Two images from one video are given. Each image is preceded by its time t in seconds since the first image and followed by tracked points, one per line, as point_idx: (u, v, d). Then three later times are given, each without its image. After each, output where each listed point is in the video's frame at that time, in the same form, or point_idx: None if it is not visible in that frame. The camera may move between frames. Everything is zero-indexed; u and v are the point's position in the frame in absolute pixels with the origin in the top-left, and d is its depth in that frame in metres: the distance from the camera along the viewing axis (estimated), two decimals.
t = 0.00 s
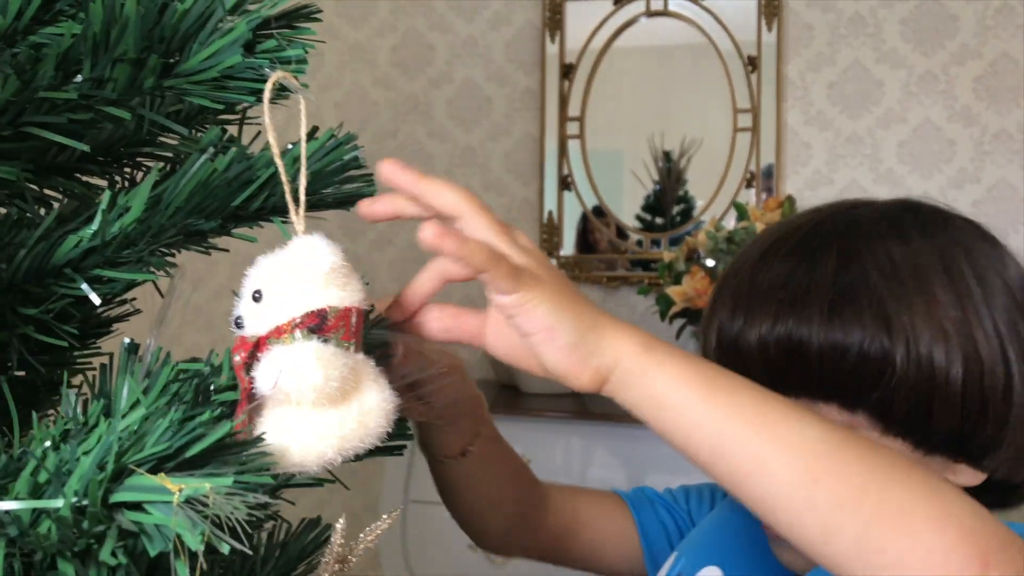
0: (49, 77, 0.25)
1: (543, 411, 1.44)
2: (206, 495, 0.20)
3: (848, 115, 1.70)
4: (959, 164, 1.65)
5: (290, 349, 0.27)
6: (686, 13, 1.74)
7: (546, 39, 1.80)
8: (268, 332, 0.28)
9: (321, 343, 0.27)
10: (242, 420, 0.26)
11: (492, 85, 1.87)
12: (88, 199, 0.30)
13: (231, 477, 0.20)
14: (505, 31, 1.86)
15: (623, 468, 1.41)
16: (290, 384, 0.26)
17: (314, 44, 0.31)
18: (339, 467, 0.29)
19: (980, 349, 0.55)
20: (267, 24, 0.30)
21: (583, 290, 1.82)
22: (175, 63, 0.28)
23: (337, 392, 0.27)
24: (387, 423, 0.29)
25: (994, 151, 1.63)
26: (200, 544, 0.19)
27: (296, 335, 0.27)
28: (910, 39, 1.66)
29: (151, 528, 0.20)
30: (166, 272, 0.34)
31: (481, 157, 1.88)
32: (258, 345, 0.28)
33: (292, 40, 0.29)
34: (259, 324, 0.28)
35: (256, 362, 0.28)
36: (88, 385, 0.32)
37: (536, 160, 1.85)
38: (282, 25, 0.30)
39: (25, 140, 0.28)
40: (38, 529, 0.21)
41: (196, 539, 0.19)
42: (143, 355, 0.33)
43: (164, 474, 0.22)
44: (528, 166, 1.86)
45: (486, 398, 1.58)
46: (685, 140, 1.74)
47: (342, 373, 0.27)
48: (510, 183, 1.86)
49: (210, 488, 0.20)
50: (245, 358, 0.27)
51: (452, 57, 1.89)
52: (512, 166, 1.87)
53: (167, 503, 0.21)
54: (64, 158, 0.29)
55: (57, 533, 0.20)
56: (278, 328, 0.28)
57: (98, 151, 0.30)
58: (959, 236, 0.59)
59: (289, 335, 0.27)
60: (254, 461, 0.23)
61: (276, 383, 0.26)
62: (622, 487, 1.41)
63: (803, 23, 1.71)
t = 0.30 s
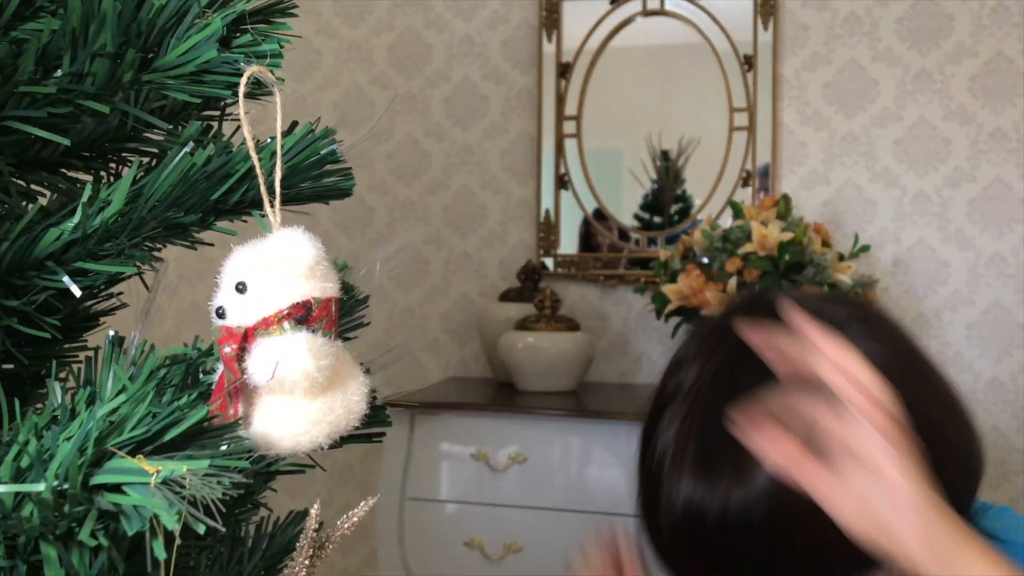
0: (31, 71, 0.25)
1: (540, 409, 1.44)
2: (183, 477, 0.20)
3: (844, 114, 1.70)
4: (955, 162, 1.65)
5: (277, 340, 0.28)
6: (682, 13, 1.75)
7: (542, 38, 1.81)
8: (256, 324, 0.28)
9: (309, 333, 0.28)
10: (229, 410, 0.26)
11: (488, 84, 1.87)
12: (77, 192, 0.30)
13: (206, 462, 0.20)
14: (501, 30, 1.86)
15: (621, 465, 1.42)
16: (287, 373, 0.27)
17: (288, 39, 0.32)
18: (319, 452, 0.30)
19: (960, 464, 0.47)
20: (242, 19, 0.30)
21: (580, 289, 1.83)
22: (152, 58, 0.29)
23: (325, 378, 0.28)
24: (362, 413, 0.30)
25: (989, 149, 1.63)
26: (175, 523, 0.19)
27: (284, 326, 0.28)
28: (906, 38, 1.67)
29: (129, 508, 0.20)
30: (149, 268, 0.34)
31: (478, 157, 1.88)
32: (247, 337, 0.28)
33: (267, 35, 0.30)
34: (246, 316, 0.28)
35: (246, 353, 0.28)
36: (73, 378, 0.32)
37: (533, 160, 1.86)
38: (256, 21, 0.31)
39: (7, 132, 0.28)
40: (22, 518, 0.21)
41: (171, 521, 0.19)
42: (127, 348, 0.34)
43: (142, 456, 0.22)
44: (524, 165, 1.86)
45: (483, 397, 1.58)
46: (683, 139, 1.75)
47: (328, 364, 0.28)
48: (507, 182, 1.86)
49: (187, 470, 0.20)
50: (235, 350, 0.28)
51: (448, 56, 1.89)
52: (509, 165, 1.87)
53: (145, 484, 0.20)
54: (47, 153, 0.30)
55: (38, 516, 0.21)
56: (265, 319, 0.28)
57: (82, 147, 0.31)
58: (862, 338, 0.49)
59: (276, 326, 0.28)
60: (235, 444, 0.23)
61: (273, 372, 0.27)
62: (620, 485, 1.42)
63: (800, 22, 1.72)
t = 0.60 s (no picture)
0: (43, 62, 0.27)
1: (538, 405, 1.45)
2: (192, 442, 0.21)
3: (841, 114, 1.71)
4: (951, 162, 1.66)
5: (278, 315, 0.28)
6: (681, 14, 1.76)
7: (542, 39, 1.82)
8: (258, 301, 0.29)
9: (308, 309, 0.29)
10: (232, 381, 0.27)
11: (488, 84, 1.88)
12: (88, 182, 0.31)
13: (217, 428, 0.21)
14: (501, 30, 1.87)
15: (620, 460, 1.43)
16: (284, 347, 0.27)
17: (292, 31, 0.33)
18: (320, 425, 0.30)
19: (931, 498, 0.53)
20: (248, 12, 0.31)
21: (579, 288, 1.84)
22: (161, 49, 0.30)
23: (324, 352, 0.28)
24: (362, 387, 0.30)
25: (985, 149, 1.64)
26: (185, 485, 0.21)
27: (284, 303, 0.29)
28: (903, 38, 1.68)
29: (142, 472, 0.21)
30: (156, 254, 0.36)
31: (478, 156, 1.89)
32: (249, 313, 0.29)
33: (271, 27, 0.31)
34: (249, 294, 0.28)
35: (248, 328, 0.29)
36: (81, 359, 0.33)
37: (532, 159, 1.87)
38: (261, 14, 0.32)
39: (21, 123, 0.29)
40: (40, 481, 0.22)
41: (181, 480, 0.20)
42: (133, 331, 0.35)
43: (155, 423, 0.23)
44: (524, 164, 1.87)
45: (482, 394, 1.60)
46: (683, 140, 1.76)
47: (329, 339, 0.28)
48: (507, 181, 1.87)
49: (197, 436, 0.21)
50: (237, 324, 0.28)
51: (448, 56, 1.90)
52: (508, 164, 1.88)
53: (157, 448, 0.21)
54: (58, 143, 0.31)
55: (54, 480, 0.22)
56: (267, 297, 0.28)
57: (92, 137, 0.32)
58: (863, 376, 0.56)
59: (277, 303, 0.29)
60: (242, 413, 0.24)
61: (272, 346, 0.27)
62: (618, 482, 1.43)
63: (797, 22, 1.73)
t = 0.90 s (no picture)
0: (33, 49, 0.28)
1: (533, 399, 1.46)
2: (172, 403, 0.23)
3: (834, 110, 1.72)
4: (942, 158, 1.67)
5: (254, 289, 0.29)
6: (675, 12, 1.77)
7: (538, 36, 1.83)
8: (235, 275, 0.29)
9: (284, 283, 0.29)
10: (211, 350, 0.28)
11: (484, 81, 1.89)
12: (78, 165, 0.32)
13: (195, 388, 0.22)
14: (497, 27, 1.89)
15: (614, 454, 1.44)
16: (259, 317, 0.28)
17: (270, 18, 0.34)
18: (296, 392, 0.31)
19: None
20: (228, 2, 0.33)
21: (574, 284, 1.85)
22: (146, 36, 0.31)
23: (300, 323, 0.29)
24: (338, 360, 0.31)
25: (977, 145, 1.66)
26: (165, 444, 0.22)
27: (261, 277, 0.29)
28: (895, 36, 1.69)
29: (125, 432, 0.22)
30: (145, 239, 0.37)
31: (474, 153, 1.90)
32: (228, 287, 0.29)
33: (250, 15, 0.32)
34: (227, 269, 0.29)
35: (226, 302, 0.29)
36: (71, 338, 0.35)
37: (527, 155, 1.88)
38: (241, 4, 0.33)
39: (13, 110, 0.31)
40: (27, 446, 0.23)
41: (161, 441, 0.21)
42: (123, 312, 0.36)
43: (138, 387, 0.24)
44: (519, 161, 1.88)
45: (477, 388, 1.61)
46: (679, 137, 1.78)
47: (304, 310, 0.29)
48: (503, 178, 1.88)
49: (176, 398, 0.22)
50: (216, 298, 0.29)
51: (445, 53, 1.91)
52: (504, 161, 1.89)
53: (138, 410, 0.23)
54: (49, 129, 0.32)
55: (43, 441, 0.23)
56: (244, 271, 0.29)
57: (82, 124, 0.33)
58: (970, 314, 0.58)
59: (254, 277, 0.29)
60: (222, 376, 0.25)
61: (247, 315, 0.28)
62: (614, 477, 1.43)
63: (790, 20, 1.74)
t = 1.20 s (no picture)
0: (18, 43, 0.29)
1: (525, 393, 1.47)
2: (144, 375, 0.24)
3: (825, 107, 1.74)
4: (932, 155, 1.69)
5: (227, 270, 0.30)
6: (668, 9, 1.79)
7: (531, 33, 1.84)
8: (209, 257, 0.31)
9: (255, 265, 0.31)
10: (187, 327, 0.29)
11: (478, 78, 1.91)
12: (65, 155, 0.34)
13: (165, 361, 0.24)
14: (491, 24, 1.90)
15: (609, 449, 1.45)
16: (231, 297, 0.30)
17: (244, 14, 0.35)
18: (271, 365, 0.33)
19: None
20: None
21: (568, 279, 1.86)
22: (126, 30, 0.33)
23: (270, 302, 0.30)
24: (307, 339, 0.32)
25: (966, 142, 1.67)
26: (137, 413, 0.23)
27: (233, 258, 0.31)
28: (885, 33, 1.70)
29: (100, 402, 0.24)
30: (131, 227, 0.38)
31: (468, 149, 1.91)
32: (201, 268, 0.31)
33: (225, 11, 0.34)
34: (201, 251, 0.31)
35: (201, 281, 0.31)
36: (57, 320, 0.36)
37: (522, 151, 1.89)
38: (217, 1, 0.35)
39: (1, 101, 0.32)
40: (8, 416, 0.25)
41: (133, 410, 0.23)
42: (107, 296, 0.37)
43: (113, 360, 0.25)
44: (513, 157, 1.89)
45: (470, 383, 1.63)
46: (675, 135, 1.79)
47: (274, 290, 0.31)
48: (497, 174, 1.89)
49: (147, 370, 0.24)
50: (191, 279, 0.31)
51: (439, 50, 1.93)
52: (498, 157, 1.90)
53: (112, 380, 0.24)
54: (36, 121, 0.34)
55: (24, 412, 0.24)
56: (218, 253, 0.31)
57: (69, 116, 0.35)
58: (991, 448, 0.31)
59: (226, 258, 0.31)
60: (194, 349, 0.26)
61: (221, 295, 0.30)
62: (609, 472, 1.45)
63: (782, 17, 1.75)
